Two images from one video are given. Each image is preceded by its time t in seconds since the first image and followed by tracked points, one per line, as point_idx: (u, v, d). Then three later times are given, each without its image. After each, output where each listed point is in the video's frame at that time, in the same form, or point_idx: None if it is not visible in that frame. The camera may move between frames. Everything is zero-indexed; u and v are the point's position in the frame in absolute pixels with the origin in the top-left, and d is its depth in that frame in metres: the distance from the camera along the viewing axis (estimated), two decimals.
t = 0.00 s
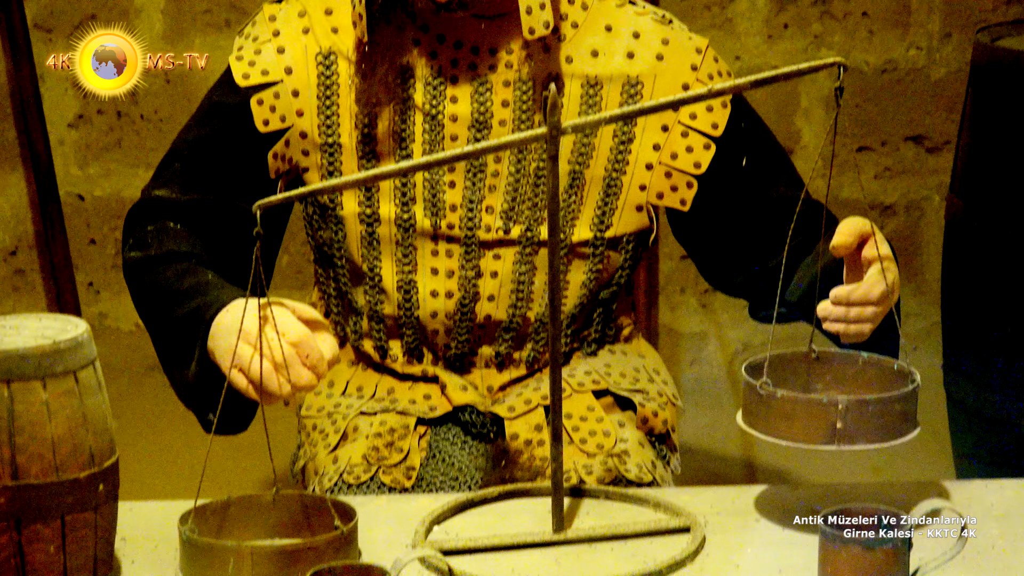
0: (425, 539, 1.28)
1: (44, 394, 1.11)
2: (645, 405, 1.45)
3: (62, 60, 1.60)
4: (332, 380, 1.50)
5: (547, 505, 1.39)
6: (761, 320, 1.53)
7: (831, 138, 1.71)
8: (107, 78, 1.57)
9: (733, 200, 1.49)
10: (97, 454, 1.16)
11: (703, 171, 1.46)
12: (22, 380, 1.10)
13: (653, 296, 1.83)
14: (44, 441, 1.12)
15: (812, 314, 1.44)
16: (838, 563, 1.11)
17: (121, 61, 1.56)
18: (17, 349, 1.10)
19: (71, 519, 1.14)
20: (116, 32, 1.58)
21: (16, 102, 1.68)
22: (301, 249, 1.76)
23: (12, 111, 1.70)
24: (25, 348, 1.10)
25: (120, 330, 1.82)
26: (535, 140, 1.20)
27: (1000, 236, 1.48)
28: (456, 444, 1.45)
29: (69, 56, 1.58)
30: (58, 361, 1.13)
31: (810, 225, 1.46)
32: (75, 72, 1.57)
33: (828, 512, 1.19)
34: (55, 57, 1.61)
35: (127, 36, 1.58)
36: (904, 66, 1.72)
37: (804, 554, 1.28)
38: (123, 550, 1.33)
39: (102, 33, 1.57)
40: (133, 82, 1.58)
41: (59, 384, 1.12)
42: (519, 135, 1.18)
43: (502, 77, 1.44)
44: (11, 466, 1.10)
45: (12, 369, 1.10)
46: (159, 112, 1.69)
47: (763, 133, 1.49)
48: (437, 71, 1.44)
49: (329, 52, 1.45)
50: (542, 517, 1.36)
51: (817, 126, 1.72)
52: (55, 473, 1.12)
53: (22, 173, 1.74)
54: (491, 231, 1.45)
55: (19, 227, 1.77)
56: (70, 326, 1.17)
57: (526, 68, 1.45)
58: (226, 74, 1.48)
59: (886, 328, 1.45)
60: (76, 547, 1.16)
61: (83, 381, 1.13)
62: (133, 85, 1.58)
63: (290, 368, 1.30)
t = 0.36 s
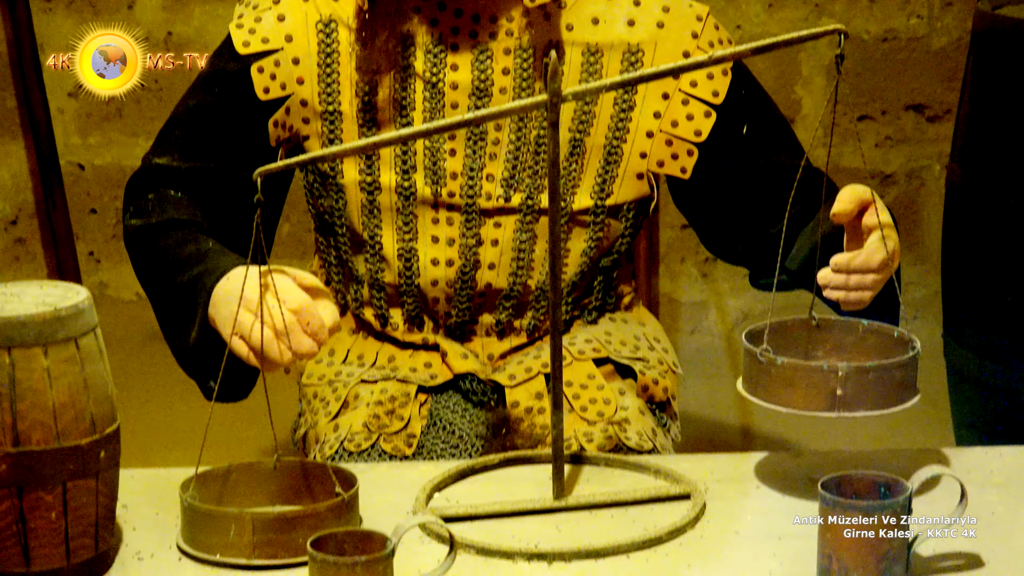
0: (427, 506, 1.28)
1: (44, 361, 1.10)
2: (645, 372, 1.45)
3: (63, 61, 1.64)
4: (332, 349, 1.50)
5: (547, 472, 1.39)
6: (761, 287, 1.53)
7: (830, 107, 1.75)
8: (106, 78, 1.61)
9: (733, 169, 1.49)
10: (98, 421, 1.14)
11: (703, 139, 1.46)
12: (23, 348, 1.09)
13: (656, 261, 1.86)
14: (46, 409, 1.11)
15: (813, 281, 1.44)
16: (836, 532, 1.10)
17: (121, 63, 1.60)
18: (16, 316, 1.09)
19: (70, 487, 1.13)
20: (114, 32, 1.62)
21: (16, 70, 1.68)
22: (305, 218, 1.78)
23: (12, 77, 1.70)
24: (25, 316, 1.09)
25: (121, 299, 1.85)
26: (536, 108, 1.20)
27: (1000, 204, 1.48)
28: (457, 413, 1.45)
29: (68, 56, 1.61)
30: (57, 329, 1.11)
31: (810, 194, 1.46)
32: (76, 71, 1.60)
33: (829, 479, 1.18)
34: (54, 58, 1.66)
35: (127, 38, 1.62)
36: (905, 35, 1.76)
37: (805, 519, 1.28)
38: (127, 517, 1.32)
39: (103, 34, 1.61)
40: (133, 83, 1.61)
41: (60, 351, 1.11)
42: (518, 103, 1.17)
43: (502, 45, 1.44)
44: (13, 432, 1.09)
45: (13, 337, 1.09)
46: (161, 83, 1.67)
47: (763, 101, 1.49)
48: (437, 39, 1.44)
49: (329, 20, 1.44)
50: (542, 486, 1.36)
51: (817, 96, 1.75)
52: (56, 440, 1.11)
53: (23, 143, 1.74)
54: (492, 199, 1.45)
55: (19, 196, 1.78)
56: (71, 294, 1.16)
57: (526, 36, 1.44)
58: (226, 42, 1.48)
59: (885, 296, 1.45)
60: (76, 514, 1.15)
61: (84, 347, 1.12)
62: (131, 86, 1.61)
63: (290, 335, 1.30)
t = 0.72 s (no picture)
0: (426, 475, 1.27)
1: (44, 329, 1.08)
2: (645, 342, 1.45)
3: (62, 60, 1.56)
4: (332, 318, 1.50)
5: (547, 441, 1.39)
6: (759, 255, 1.54)
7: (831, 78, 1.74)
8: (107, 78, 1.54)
9: (733, 138, 1.50)
10: (99, 389, 1.13)
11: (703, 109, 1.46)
12: (23, 316, 1.07)
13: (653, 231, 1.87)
14: (47, 376, 1.09)
15: (811, 249, 1.45)
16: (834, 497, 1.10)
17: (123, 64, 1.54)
18: (16, 284, 1.07)
19: (71, 455, 1.11)
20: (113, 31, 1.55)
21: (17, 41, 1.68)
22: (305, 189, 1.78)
23: (10, 47, 1.69)
24: (24, 284, 1.07)
25: (120, 270, 1.87)
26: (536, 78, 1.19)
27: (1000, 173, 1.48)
28: (457, 381, 1.46)
29: (68, 56, 1.53)
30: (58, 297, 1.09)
31: (810, 164, 1.46)
32: (75, 71, 1.53)
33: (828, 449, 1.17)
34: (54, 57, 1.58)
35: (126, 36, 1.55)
36: (905, 5, 1.75)
37: (805, 489, 1.28)
38: (127, 485, 1.32)
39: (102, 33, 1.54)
40: (133, 83, 1.55)
41: (60, 319, 1.09)
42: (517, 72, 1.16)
43: (502, 14, 1.44)
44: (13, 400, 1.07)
45: (13, 305, 1.07)
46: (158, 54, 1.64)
47: (763, 70, 1.49)
48: (437, 7, 1.44)
49: None
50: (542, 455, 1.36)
51: (817, 66, 1.75)
52: (57, 409, 1.10)
53: (22, 114, 1.74)
54: (492, 168, 1.45)
55: (19, 167, 1.77)
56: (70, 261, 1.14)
57: (526, 5, 1.44)
58: (225, 11, 1.47)
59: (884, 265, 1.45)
60: (77, 483, 1.13)
61: (84, 315, 1.10)
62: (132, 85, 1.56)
63: (290, 305, 1.29)
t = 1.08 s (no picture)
0: (427, 450, 1.27)
1: (46, 304, 1.08)
2: (646, 318, 1.45)
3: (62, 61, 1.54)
4: (334, 294, 1.50)
5: (548, 416, 1.39)
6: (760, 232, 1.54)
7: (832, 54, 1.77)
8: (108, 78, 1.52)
9: (734, 115, 1.50)
10: (101, 363, 1.13)
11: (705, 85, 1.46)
12: (26, 291, 1.07)
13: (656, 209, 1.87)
14: (49, 351, 1.09)
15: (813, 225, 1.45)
16: (836, 472, 1.10)
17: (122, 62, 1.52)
18: (18, 259, 1.07)
19: (74, 429, 1.11)
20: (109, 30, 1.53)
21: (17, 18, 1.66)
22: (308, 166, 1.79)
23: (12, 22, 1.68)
24: (27, 259, 1.07)
25: (122, 246, 1.89)
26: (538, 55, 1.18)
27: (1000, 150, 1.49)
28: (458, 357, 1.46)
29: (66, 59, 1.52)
30: (60, 272, 1.09)
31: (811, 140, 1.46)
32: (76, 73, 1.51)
33: (831, 424, 1.17)
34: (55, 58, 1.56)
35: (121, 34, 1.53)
36: None
37: (806, 465, 1.28)
38: (129, 460, 1.32)
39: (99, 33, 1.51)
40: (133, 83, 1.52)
41: (63, 294, 1.09)
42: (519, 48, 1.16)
43: None
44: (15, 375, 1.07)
45: (15, 280, 1.07)
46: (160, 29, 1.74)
47: (765, 47, 1.49)
48: None
49: None
50: (543, 430, 1.36)
51: (818, 44, 1.77)
52: (59, 383, 1.09)
53: (23, 90, 1.74)
54: (493, 144, 1.45)
55: (20, 143, 1.78)
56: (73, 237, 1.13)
57: None
58: None
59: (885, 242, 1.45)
60: (80, 457, 1.13)
61: (87, 291, 1.10)
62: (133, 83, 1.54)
63: (291, 280, 1.29)
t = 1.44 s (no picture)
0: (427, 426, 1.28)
1: (46, 279, 1.07)
2: (644, 294, 1.46)
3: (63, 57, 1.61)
4: (333, 270, 1.51)
5: (547, 392, 1.39)
6: (759, 208, 1.55)
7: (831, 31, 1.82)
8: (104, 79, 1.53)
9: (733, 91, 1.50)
10: (101, 337, 1.12)
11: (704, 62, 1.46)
12: (26, 265, 1.07)
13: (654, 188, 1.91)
14: (49, 325, 1.09)
15: (812, 201, 1.45)
16: (835, 449, 1.10)
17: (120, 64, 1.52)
18: (18, 233, 1.06)
19: (75, 403, 1.11)
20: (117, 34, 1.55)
21: None
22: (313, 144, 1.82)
23: None
24: (26, 233, 1.07)
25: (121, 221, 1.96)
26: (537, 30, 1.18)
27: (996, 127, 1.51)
28: (457, 333, 1.46)
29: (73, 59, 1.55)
30: (60, 247, 1.09)
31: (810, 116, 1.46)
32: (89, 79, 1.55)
33: (828, 399, 1.17)
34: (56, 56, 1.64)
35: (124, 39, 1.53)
36: None
37: (803, 439, 1.29)
38: (128, 434, 1.32)
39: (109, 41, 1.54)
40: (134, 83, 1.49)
41: (63, 269, 1.09)
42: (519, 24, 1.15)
43: None
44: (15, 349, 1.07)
45: (15, 255, 1.06)
46: (158, 5, 1.80)
47: (765, 23, 1.49)
48: None
49: None
50: (542, 406, 1.36)
51: (817, 21, 1.83)
52: (59, 358, 1.09)
53: (21, 68, 1.73)
54: (493, 120, 1.45)
55: (19, 119, 1.78)
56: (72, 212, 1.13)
57: None
58: None
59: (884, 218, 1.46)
60: (80, 431, 1.13)
61: (87, 266, 1.10)
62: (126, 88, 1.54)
63: (291, 255, 1.29)
